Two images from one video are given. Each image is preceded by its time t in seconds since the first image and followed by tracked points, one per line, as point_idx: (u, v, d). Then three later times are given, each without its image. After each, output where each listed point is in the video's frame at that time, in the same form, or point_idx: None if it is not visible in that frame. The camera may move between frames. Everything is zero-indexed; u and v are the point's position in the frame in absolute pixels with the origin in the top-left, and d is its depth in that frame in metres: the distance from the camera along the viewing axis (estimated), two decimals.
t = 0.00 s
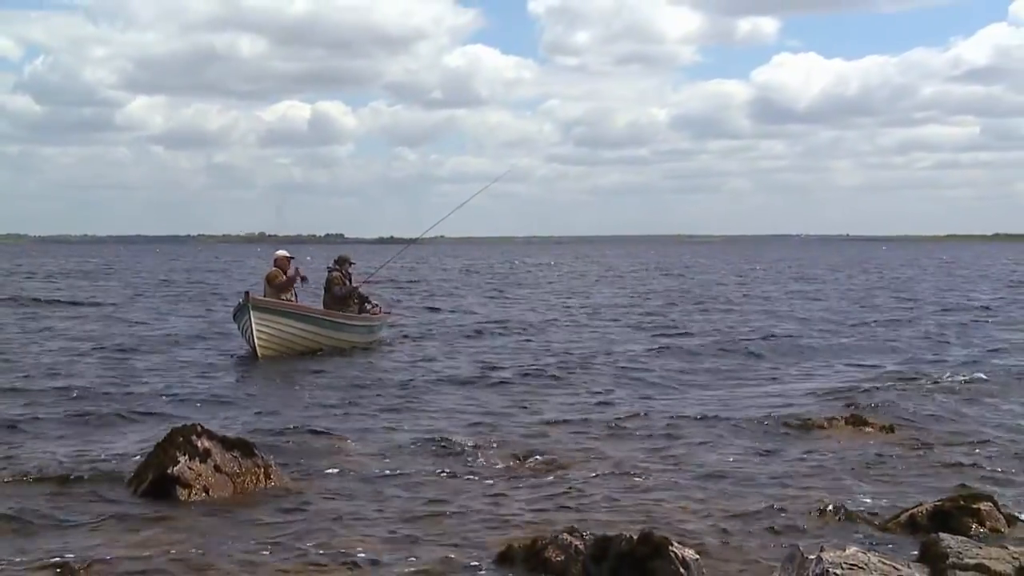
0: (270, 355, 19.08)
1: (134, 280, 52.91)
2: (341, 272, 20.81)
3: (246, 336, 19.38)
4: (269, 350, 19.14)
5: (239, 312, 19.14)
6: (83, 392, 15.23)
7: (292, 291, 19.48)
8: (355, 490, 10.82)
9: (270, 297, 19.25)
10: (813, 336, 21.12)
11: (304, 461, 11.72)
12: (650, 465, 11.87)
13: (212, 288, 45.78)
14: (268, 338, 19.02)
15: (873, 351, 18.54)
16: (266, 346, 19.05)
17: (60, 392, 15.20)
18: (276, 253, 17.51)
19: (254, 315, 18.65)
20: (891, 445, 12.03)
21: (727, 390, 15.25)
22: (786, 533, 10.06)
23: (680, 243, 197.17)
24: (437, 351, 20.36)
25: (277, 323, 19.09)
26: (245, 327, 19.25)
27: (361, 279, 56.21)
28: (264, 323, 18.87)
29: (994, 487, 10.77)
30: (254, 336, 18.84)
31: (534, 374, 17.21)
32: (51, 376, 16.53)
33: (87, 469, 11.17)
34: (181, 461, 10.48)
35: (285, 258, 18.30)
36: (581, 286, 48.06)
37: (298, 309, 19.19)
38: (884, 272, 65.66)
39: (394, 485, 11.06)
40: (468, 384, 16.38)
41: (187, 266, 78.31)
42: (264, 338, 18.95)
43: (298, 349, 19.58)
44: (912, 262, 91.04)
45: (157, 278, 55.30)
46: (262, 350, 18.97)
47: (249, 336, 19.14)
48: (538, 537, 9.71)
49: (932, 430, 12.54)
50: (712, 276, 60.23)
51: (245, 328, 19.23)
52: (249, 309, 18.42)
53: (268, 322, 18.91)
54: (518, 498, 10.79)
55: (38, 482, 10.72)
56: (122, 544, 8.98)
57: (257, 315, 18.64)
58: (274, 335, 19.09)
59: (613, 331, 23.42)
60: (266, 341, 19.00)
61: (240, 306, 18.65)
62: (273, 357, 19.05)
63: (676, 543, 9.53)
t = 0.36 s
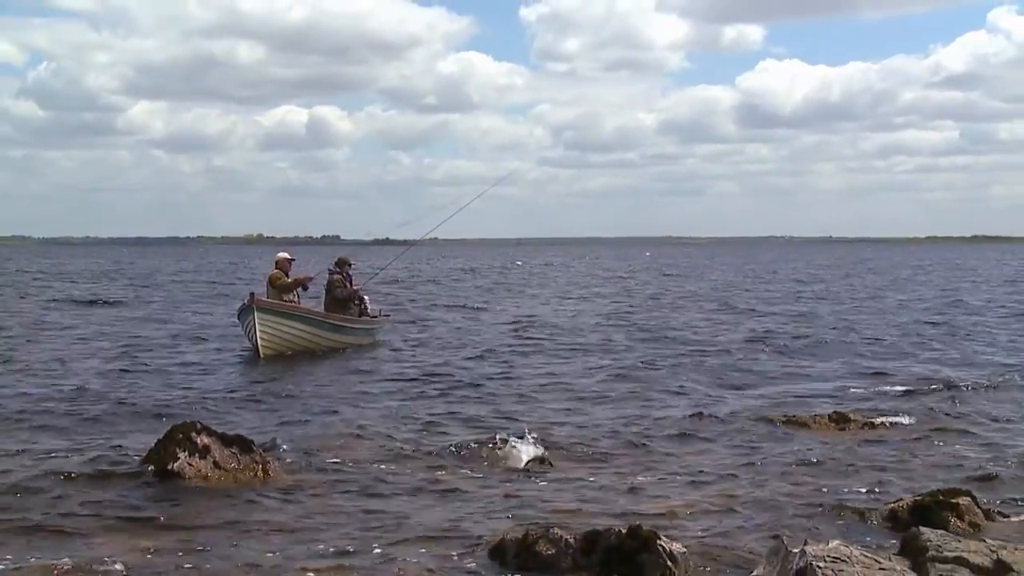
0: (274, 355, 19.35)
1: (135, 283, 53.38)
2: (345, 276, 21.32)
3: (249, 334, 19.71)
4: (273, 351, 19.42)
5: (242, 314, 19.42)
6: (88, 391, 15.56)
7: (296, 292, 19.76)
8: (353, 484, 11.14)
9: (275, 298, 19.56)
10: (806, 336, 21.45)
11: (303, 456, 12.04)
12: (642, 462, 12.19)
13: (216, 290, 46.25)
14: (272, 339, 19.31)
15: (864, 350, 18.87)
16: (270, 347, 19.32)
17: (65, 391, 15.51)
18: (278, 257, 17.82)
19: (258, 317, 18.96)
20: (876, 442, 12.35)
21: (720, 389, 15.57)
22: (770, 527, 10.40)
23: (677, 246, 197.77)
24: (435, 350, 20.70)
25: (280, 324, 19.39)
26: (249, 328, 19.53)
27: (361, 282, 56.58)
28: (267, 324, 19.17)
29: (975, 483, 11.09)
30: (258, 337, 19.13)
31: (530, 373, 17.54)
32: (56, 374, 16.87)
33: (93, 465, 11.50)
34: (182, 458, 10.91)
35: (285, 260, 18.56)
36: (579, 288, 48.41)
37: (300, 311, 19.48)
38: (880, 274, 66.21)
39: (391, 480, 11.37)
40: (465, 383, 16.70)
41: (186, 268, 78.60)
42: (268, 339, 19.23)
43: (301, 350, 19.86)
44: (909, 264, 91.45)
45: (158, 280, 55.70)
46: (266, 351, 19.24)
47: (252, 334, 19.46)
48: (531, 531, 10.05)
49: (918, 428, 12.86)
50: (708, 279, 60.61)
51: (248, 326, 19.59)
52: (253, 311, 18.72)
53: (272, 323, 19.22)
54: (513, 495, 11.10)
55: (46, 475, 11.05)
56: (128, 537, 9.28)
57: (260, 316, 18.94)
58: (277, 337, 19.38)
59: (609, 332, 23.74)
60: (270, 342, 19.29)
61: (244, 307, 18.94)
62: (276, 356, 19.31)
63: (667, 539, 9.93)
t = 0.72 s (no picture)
0: (277, 358, 19.67)
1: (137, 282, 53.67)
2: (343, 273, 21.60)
3: (252, 337, 20.02)
4: (276, 353, 19.74)
5: (246, 317, 19.73)
6: (94, 389, 15.94)
7: (293, 292, 20.11)
8: (352, 482, 11.53)
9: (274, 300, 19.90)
10: (799, 335, 21.79)
11: (303, 454, 12.42)
12: (631, 461, 12.54)
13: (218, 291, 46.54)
14: (276, 342, 19.63)
15: (855, 350, 19.22)
16: (274, 349, 19.63)
17: (72, 389, 15.90)
18: (280, 259, 18.17)
19: (261, 320, 19.29)
20: (860, 438, 12.73)
21: (711, 387, 15.91)
22: (753, 521, 10.80)
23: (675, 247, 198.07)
24: (434, 350, 21.05)
25: (284, 328, 19.71)
26: (252, 331, 19.85)
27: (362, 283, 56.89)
28: (272, 328, 19.48)
29: (952, 479, 11.43)
30: (261, 340, 19.44)
31: (527, 372, 17.91)
32: (61, 374, 17.24)
33: (100, 461, 11.88)
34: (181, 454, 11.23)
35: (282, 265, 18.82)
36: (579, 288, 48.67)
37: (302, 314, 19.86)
38: (877, 274, 66.52)
39: (388, 477, 11.77)
40: (462, 382, 17.07)
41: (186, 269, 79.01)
42: (272, 342, 19.55)
43: (303, 352, 20.21)
44: (906, 264, 91.85)
45: (159, 281, 55.97)
46: (269, 354, 19.56)
47: (255, 337, 19.78)
48: (523, 525, 10.46)
49: (900, 425, 13.19)
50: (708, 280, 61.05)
51: (251, 329, 19.92)
52: (256, 314, 19.06)
53: (276, 327, 19.52)
54: (504, 492, 11.44)
55: (54, 471, 11.43)
56: (129, 530, 9.64)
57: (264, 320, 19.28)
58: (281, 340, 19.69)
59: (605, 331, 24.08)
60: (274, 346, 19.61)
61: (248, 310, 19.29)
62: (278, 357, 19.63)
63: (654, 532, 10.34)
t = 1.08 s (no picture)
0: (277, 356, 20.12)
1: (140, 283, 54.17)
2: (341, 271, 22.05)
3: (253, 338, 20.43)
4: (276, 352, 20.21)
5: (246, 318, 20.18)
6: (98, 388, 16.34)
7: (293, 291, 20.54)
8: (347, 478, 11.90)
9: (275, 301, 20.36)
10: (791, 335, 22.19)
11: (301, 450, 12.81)
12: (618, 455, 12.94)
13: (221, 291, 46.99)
14: (276, 341, 20.07)
15: (844, 349, 19.62)
16: (274, 349, 20.04)
17: (76, 388, 16.30)
18: (280, 261, 18.55)
19: (261, 320, 19.73)
20: (841, 435, 13.13)
21: (700, 386, 16.33)
22: (734, 516, 11.17)
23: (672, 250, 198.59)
24: (430, 349, 21.45)
25: (284, 327, 20.15)
26: (253, 331, 20.29)
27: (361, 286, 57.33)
28: (273, 327, 19.92)
29: (927, 474, 11.81)
30: (262, 341, 19.84)
31: (521, 371, 18.31)
32: (64, 373, 17.64)
33: (104, 457, 12.27)
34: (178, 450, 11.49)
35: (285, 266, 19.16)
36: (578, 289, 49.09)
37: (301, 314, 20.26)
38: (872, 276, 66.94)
39: (383, 474, 12.14)
40: (458, 381, 17.46)
41: (185, 271, 79.49)
42: (272, 342, 19.96)
43: (303, 351, 20.63)
44: (902, 267, 92.33)
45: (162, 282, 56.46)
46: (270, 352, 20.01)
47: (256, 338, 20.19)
48: (512, 519, 10.82)
49: (881, 422, 13.58)
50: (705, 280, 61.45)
51: (252, 330, 20.33)
52: (256, 315, 19.51)
53: (277, 327, 19.97)
54: (493, 488, 11.82)
55: (60, 467, 11.81)
56: (129, 523, 10.01)
57: (263, 320, 19.69)
58: (282, 339, 20.15)
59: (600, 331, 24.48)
60: (275, 345, 20.02)
61: (247, 312, 19.71)
62: (278, 355, 20.04)
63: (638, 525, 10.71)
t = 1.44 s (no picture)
0: (276, 354, 20.46)
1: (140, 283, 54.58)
2: (336, 273, 22.47)
3: (252, 335, 20.76)
4: (276, 349, 20.54)
5: (246, 318, 20.45)
6: (100, 386, 16.70)
7: (292, 291, 20.86)
8: (341, 474, 12.26)
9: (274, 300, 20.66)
10: (781, 334, 22.57)
11: (298, 449, 13.17)
12: (605, 454, 13.31)
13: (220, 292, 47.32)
14: (275, 339, 20.39)
15: (832, 348, 19.98)
16: (272, 347, 20.36)
17: (78, 386, 16.66)
18: (280, 261, 18.86)
19: (260, 320, 20.01)
20: (824, 434, 13.51)
21: (689, 386, 16.68)
22: (716, 513, 11.56)
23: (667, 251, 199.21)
24: (425, 349, 21.80)
25: (283, 325, 20.44)
26: (253, 330, 20.58)
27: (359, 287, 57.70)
28: (272, 326, 20.21)
29: (903, 470, 12.17)
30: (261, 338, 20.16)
31: (514, 371, 18.66)
32: (66, 372, 18.00)
33: (106, 454, 12.62)
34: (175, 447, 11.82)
35: (289, 267, 19.47)
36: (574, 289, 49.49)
37: (300, 312, 20.56)
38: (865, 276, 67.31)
39: (376, 471, 12.50)
40: (453, 380, 17.81)
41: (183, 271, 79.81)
42: (270, 340, 20.27)
43: (302, 349, 20.95)
44: (896, 267, 92.88)
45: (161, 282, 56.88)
46: (269, 351, 20.34)
47: (254, 335, 20.51)
48: (500, 514, 11.18)
49: (863, 421, 13.97)
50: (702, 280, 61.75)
51: (251, 328, 20.64)
52: (255, 314, 19.80)
53: (276, 325, 20.26)
54: (482, 485, 12.18)
55: (64, 463, 12.17)
56: (130, 518, 10.36)
57: (262, 318, 19.99)
58: (280, 336, 20.48)
59: (593, 331, 24.84)
60: (273, 342, 20.35)
61: (246, 310, 20.01)
62: (276, 353, 20.37)
63: (622, 521, 11.09)
